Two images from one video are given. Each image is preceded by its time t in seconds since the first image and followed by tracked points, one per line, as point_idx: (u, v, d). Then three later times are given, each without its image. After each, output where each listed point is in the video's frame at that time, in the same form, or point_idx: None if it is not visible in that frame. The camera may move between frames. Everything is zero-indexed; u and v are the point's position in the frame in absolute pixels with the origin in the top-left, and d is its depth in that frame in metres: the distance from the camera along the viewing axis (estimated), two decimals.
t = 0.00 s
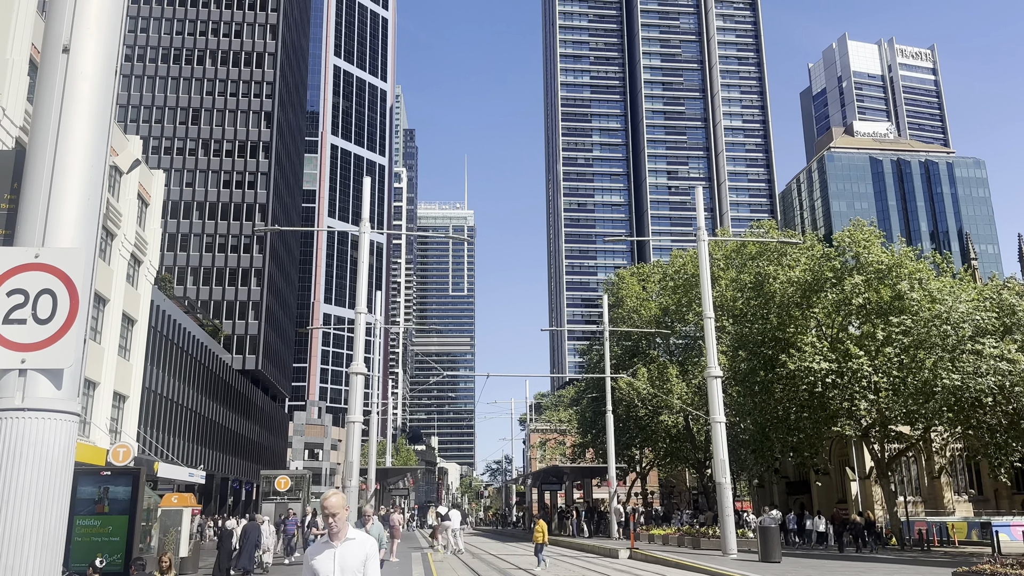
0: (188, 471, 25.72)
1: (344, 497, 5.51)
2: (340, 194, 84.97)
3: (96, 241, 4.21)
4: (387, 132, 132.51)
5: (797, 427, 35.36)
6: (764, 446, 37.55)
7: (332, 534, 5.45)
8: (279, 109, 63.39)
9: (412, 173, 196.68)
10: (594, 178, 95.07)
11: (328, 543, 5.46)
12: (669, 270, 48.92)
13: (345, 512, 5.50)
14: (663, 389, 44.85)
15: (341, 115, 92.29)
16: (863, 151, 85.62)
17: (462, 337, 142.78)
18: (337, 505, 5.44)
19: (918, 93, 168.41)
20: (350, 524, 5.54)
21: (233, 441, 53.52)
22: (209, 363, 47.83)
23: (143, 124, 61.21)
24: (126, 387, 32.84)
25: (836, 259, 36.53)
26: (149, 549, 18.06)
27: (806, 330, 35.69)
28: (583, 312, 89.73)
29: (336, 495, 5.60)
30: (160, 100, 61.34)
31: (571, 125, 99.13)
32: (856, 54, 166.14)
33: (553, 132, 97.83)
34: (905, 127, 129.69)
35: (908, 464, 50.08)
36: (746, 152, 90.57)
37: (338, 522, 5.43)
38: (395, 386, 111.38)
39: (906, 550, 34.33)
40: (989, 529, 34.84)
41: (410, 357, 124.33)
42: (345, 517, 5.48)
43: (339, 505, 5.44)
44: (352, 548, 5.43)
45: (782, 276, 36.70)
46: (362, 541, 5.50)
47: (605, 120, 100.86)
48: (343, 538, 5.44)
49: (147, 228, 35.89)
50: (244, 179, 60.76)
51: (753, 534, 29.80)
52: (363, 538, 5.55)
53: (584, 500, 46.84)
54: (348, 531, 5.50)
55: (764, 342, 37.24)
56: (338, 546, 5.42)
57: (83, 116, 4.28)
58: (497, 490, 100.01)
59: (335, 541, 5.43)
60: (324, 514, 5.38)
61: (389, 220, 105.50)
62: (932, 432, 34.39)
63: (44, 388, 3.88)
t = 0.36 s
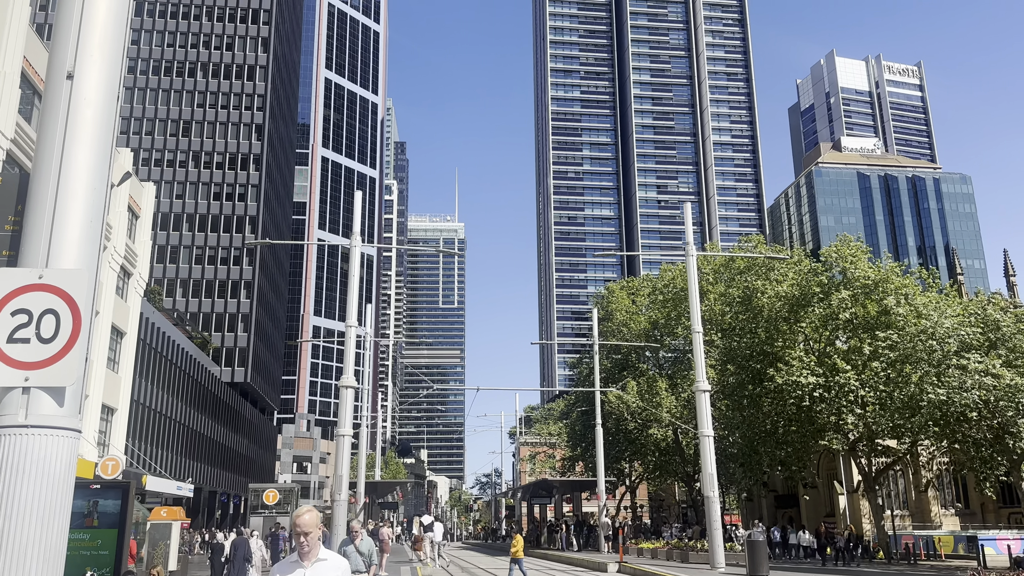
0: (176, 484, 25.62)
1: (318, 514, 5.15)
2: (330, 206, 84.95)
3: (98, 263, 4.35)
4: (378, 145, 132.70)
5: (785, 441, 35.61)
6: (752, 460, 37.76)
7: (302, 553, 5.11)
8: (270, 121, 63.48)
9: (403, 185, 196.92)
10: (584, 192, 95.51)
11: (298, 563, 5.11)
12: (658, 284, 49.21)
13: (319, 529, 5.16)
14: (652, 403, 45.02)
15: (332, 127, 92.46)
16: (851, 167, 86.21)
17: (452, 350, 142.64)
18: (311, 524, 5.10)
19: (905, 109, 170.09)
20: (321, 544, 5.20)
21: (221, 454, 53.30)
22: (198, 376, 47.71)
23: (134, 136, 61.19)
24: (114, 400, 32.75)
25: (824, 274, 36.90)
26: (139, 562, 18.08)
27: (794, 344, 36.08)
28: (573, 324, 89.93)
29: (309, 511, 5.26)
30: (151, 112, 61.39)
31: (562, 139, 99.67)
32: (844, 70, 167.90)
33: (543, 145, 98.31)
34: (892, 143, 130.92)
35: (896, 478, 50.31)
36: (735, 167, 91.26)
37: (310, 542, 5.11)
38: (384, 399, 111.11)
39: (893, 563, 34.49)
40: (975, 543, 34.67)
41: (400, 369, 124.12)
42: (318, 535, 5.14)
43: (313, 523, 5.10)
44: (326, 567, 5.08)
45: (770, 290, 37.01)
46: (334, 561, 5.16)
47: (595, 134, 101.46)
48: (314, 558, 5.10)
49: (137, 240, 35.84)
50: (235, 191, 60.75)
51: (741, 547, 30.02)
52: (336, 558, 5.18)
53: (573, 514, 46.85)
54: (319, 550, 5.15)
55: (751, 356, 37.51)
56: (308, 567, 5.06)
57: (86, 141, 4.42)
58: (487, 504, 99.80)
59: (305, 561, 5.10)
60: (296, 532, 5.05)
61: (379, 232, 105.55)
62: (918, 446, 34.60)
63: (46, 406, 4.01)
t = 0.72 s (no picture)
0: (171, 481, 25.70)
1: (286, 503, 4.64)
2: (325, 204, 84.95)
3: (100, 267, 4.47)
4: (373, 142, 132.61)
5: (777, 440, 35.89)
6: (745, 458, 38.04)
7: (268, 545, 4.62)
8: (264, 118, 63.39)
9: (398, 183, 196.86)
10: (579, 190, 95.61)
11: (263, 555, 4.63)
12: (652, 282, 49.40)
13: (286, 516, 4.65)
14: (645, 401, 45.23)
15: (327, 125, 92.31)
16: (845, 166, 86.35)
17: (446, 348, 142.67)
18: (278, 514, 4.56)
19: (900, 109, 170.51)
20: (289, 535, 4.71)
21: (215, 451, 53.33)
22: (192, 373, 47.74)
23: (128, 132, 61.08)
24: (108, 397, 32.78)
25: (816, 274, 37.13)
26: (135, 558, 18.19)
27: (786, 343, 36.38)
28: (568, 323, 90.08)
29: (277, 498, 4.73)
30: (145, 108, 61.31)
31: (557, 137, 99.76)
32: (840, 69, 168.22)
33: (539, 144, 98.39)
34: (886, 143, 131.30)
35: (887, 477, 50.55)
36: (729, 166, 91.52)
37: (277, 533, 4.61)
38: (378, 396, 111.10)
39: (884, 561, 34.74)
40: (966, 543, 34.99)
41: (394, 367, 124.13)
42: (287, 526, 4.65)
43: (281, 513, 4.58)
44: (292, 562, 4.60)
45: (763, 290, 37.21)
46: (301, 553, 4.68)
47: (590, 133, 101.57)
48: (280, 551, 4.62)
49: (131, 238, 35.84)
50: (229, 188, 60.68)
51: (732, 545, 30.27)
52: (305, 549, 4.70)
53: (566, 511, 47.01)
54: (286, 542, 4.66)
55: (744, 355, 37.71)
56: (272, 562, 4.58)
57: (89, 151, 4.54)
58: (481, 502, 99.92)
59: (270, 554, 4.61)
60: (261, 523, 4.54)
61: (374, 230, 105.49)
62: (911, 445, 34.79)
63: (51, 406, 4.13)
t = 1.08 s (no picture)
0: (175, 459, 25.98)
1: (240, 484, 4.36)
2: (327, 184, 84.91)
3: (108, 252, 4.62)
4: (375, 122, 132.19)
5: (776, 421, 36.20)
6: (743, 439, 38.37)
7: (223, 531, 4.29)
8: (266, 99, 63.29)
9: (399, 163, 196.55)
10: (581, 171, 95.45)
11: (218, 543, 4.28)
12: (653, 265, 49.55)
13: (240, 496, 4.34)
14: (645, 383, 45.58)
15: (328, 104, 92.00)
16: (848, 148, 86.02)
17: (447, 328, 143.07)
18: (229, 495, 4.29)
19: (905, 92, 169.51)
20: (248, 518, 4.38)
21: (218, 430, 53.79)
22: (195, 352, 48.01)
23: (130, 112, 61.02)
24: (112, 376, 33.03)
25: (816, 257, 37.28)
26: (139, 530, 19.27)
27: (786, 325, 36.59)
28: (569, 304, 90.29)
29: (233, 478, 4.44)
30: (146, 88, 61.20)
31: (559, 118, 99.46)
32: (845, 51, 167.10)
33: (541, 124, 98.10)
34: (890, 125, 130.71)
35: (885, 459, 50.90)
36: (732, 147, 91.31)
37: (231, 517, 4.28)
38: (380, 376, 111.59)
39: (881, 541, 35.11)
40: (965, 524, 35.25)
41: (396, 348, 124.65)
42: (242, 508, 4.33)
43: (233, 495, 4.29)
44: (249, 547, 4.24)
45: (763, 273, 37.39)
46: (260, 538, 4.31)
47: (592, 113, 101.26)
48: (237, 536, 4.28)
49: (134, 218, 35.95)
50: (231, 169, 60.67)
51: (729, 524, 30.65)
52: (265, 532, 4.35)
53: (566, 491, 47.47)
54: (244, 526, 4.33)
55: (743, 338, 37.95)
56: (228, 548, 4.23)
57: (98, 140, 4.70)
58: (481, 481, 100.72)
59: (227, 540, 4.26)
60: (211, 505, 4.25)
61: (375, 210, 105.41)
62: (909, 426, 35.05)
63: (63, 386, 4.32)
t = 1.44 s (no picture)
0: (186, 424, 26.38)
1: (216, 454, 4.11)
2: (333, 151, 84.74)
3: (125, 224, 4.76)
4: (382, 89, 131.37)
5: (781, 390, 36.30)
6: (748, 407, 38.49)
7: (198, 502, 4.10)
8: (273, 64, 62.91)
9: (407, 130, 195.69)
10: (589, 138, 94.88)
11: (192, 514, 4.11)
12: (661, 233, 49.48)
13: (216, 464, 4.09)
14: (651, 350, 45.85)
15: (335, 69, 91.32)
16: (860, 114, 85.08)
17: (456, 296, 143.51)
18: (205, 466, 4.05)
19: (919, 58, 167.08)
20: (225, 490, 4.19)
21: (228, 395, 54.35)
22: (204, 319, 48.33)
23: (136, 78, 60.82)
24: (124, 342, 33.45)
25: (825, 226, 37.09)
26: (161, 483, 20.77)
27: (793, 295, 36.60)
28: (577, 271, 90.33)
29: (210, 445, 4.19)
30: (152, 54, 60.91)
31: (568, 84, 98.62)
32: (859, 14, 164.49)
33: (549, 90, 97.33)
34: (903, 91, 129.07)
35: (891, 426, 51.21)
36: (743, 114, 90.47)
37: (206, 489, 4.08)
38: (389, 343, 112.29)
39: (884, 508, 35.42)
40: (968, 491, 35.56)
41: (403, 315, 125.34)
42: (217, 479, 4.12)
43: (209, 466, 4.05)
44: (227, 524, 4.07)
45: (771, 241, 37.26)
46: (239, 511, 4.15)
47: (601, 79, 100.31)
48: (212, 510, 4.10)
49: (143, 184, 36.02)
50: (238, 135, 60.50)
51: (733, 490, 31.06)
52: (243, 506, 4.18)
53: (572, 457, 48.08)
54: (220, 498, 4.15)
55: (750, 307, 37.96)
56: (203, 523, 4.06)
57: (112, 115, 4.81)
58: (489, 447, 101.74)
59: (201, 513, 4.09)
60: (185, 477, 4.01)
61: (382, 177, 105.22)
62: (915, 395, 35.11)
63: (83, 355, 4.47)
